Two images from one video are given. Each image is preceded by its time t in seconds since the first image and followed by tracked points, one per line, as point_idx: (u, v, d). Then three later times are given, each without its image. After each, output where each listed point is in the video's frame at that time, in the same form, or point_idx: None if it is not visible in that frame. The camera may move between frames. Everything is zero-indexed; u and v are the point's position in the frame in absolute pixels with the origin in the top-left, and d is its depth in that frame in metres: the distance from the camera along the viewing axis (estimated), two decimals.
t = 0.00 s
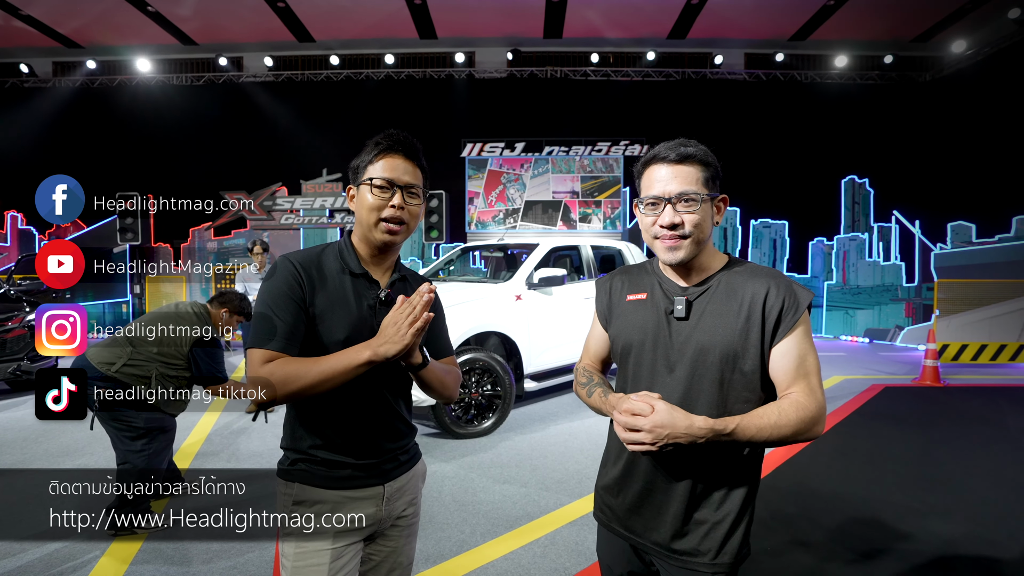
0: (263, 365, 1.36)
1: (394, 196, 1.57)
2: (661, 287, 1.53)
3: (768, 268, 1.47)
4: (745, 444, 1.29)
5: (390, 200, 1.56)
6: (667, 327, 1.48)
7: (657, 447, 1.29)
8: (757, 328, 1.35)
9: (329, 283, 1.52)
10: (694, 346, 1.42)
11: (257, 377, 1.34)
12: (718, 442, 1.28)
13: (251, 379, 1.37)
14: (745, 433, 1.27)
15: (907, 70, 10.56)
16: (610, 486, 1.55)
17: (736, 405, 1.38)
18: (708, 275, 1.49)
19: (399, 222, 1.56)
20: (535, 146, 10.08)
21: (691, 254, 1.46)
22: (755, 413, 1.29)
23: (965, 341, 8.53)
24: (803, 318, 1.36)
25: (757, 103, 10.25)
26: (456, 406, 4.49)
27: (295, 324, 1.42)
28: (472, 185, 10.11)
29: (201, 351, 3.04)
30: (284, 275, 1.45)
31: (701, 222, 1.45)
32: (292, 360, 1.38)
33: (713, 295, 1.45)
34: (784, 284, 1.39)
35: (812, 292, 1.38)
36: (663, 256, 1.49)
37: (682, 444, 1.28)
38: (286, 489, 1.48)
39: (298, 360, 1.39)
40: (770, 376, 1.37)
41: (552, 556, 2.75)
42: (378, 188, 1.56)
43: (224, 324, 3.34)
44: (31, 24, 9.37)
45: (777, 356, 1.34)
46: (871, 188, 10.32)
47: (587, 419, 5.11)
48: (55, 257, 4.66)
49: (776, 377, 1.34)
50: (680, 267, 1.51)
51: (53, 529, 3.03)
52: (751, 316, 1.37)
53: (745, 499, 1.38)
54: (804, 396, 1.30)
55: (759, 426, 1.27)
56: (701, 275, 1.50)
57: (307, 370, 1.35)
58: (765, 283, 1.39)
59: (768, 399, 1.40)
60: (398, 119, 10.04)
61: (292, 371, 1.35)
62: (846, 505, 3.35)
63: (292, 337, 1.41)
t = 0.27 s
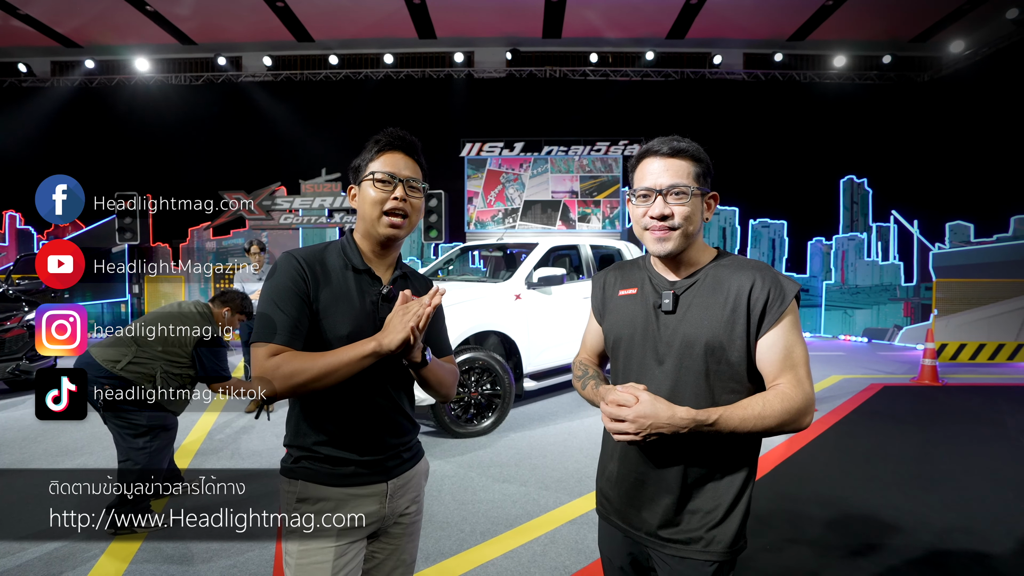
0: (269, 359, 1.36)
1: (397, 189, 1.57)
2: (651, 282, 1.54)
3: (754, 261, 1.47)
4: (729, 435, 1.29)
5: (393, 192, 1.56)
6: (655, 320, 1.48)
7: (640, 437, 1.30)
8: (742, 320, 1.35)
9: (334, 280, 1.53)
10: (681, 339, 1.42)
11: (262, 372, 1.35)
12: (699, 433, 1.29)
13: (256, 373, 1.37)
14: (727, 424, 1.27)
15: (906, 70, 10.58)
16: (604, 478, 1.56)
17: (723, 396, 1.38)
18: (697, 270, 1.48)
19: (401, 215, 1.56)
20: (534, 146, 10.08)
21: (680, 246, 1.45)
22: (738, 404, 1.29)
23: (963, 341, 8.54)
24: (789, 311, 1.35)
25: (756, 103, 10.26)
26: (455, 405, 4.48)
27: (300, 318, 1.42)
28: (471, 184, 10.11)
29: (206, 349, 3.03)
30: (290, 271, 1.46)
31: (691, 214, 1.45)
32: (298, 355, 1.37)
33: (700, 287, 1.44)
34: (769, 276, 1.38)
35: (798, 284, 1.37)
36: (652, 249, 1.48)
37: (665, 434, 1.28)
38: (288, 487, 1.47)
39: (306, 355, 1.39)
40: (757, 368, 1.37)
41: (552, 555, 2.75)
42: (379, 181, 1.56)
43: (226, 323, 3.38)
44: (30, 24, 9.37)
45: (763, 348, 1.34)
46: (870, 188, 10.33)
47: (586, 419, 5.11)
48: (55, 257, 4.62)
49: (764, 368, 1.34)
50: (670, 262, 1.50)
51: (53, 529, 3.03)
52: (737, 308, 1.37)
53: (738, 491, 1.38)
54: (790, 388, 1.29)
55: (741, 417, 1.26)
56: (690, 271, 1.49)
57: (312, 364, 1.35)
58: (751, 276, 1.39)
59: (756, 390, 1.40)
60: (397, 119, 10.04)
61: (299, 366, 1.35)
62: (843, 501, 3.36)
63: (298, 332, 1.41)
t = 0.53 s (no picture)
0: (271, 354, 1.36)
1: (402, 192, 1.57)
2: (652, 281, 1.55)
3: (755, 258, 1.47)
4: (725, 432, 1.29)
5: (398, 195, 1.56)
6: (655, 318, 1.49)
7: (634, 433, 1.30)
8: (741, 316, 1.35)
9: (337, 275, 1.53)
10: (681, 336, 1.42)
11: (265, 368, 1.35)
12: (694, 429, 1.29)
13: (260, 367, 1.37)
14: (721, 420, 1.27)
15: (905, 70, 10.60)
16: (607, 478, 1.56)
17: (721, 393, 1.38)
18: (696, 270, 1.49)
19: (406, 217, 1.56)
20: (534, 146, 10.08)
21: (678, 254, 1.47)
22: (735, 400, 1.28)
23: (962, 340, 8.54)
24: (789, 306, 1.34)
25: (755, 103, 10.27)
26: (455, 405, 4.50)
27: (303, 313, 1.42)
28: (471, 184, 10.11)
29: (211, 347, 3.07)
30: (294, 266, 1.46)
31: (685, 220, 1.45)
32: (302, 350, 1.38)
33: (699, 285, 1.45)
34: (768, 272, 1.39)
35: (798, 280, 1.37)
36: (653, 260, 1.50)
37: (658, 429, 1.29)
38: (289, 483, 1.48)
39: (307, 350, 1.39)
40: (757, 364, 1.36)
41: (552, 554, 2.76)
42: (385, 184, 1.56)
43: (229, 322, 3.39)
44: (28, 23, 9.37)
45: (762, 344, 1.33)
46: (869, 188, 10.34)
47: (586, 418, 5.11)
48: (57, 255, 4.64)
49: (763, 364, 1.33)
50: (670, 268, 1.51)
51: (53, 529, 3.02)
52: (736, 304, 1.37)
53: (740, 490, 1.37)
54: (790, 384, 1.28)
55: (736, 413, 1.26)
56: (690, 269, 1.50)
57: (316, 359, 1.36)
58: (749, 272, 1.40)
59: (757, 387, 1.39)
60: (397, 119, 10.04)
61: (301, 362, 1.35)
62: (842, 500, 3.36)
63: (299, 326, 1.41)
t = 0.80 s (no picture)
0: (275, 355, 1.36)
1: (408, 196, 1.57)
2: (653, 280, 1.55)
3: (757, 259, 1.47)
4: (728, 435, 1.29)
5: (404, 200, 1.56)
6: (655, 318, 1.49)
7: (637, 437, 1.31)
8: (741, 318, 1.35)
9: (340, 276, 1.52)
10: (681, 336, 1.42)
11: (267, 368, 1.35)
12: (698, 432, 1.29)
13: (263, 367, 1.37)
14: (725, 424, 1.27)
15: (904, 69, 10.63)
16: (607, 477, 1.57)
17: (722, 393, 1.38)
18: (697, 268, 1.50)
19: (411, 222, 1.56)
20: (534, 146, 10.07)
21: (649, 243, 1.51)
22: (737, 404, 1.29)
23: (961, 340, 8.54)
24: (790, 309, 1.34)
25: (755, 103, 10.28)
26: (455, 404, 4.51)
27: (305, 313, 1.42)
28: (470, 184, 10.10)
29: (215, 347, 3.04)
30: (297, 266, 1.46)
31: (661, 212, 1.48)
32: (304, 351, 1.38)
33: (700, 286, 1.44)
34: (770, 274, 1.38)
35: (800, 282, 1.37)
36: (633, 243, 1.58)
37: (662, 434, 1.29)
38: (290, 479, 1.48)
39: (309, 351, 1.39)
40: (759, 366, 1.37)
41: (553, 553, 2.76)
42: (393, 188, 1.56)
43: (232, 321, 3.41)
44: (28, 23, 9.37)
45: (765, 347, 1.33)
46: (869, 188, 10.35)
47: (586, 418, 5.11)
48: (60, 254, 4.84)
49: (765, 367, 1.34)
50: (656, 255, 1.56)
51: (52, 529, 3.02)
52: (736, 306, 1.36)
53: (741, 491, 1.37)
54: (792, 388, 1.29)
55: (738, 417, 1.27)
56: (684, 266, 1.53)
57: (319, 361, 1.36)
58: (751, 273, 1.39)
59: (758, 388, 1.40)
60: (397, 118, 10.04)
61: (304, 363, 1.36)
62: (843, 500, 3.37)
63: (302, 327, 1.41)
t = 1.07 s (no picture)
0: (277, 354, 1.37)
1: (410, 198, 1.57)
2: (654, 279, 1.55)
3: (759, 261, 1.46)
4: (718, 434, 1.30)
5: (407, 202, 1.56)
6: (654, 317, 1.49)
7: (625, 431, 1.31)
8: (739, 320, 1.35)
9: (344, 276, 1.53)
10: (679, 336, 1.42)
11: (269, 366, 1.36)
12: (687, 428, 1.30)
13: (264, 366, 1.39)
14: (715, 422, 1.28)
15: (904, 70, 10.65)
16: (607, 475, 1.57)
17: (717, 394, 1.38)
18: (697, 267, 1.51)
19: (413, 224, 1.57)
20: (534, 146, 10.07)
21: (645, 241, 1.53)
22: (729, 403, 1.29)
23: (961, 340, 8.55)
24: (788, 311, 1.34)
25: (755, 103, 10.28)
26: (455, 404, 4.52)
27: (308, 313, 1.43)
28: (470, 184, 10.09)
29: (216, 345, 3.09)
30: (302, 266, 1.47)
31: (658, 210, 1.50)
32: (305, 351, 1.39)
33: (700, 287, 1.45)
34: (770, 276, 1.38)
35: (800, 285, 1.37)
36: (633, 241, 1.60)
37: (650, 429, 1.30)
38: (292, 477, 1.48)
39: (311, 351, 1.40)
40: (755, 368, 1.37)
41: (552, 552, 2.76)
42: (395, 189, 1.57)
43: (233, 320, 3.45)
44: (28, 23, 9.39)
45: (760, 348, 1.34)
46: (869, 188, 10.36)
47: (586, 418, 5.11)
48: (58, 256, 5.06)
49: (760, 369, 1.34)
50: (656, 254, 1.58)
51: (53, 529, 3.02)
52: (735, 307, 1.37)
53: (742, 491, 1.37)
54: (786, 390, 1.28)
55: (729, 416, 1.27)
56: (684, 266, 1.53)
57: (318, 361, 1.37)
58: (750, 275, 1.39)
59: (754, 389, 1.40)
60: (397, 118, 10.04)
61: (304, 363, 1.36)
62: (842, 499, 3.37)
63: (305, 326, 1.42)
